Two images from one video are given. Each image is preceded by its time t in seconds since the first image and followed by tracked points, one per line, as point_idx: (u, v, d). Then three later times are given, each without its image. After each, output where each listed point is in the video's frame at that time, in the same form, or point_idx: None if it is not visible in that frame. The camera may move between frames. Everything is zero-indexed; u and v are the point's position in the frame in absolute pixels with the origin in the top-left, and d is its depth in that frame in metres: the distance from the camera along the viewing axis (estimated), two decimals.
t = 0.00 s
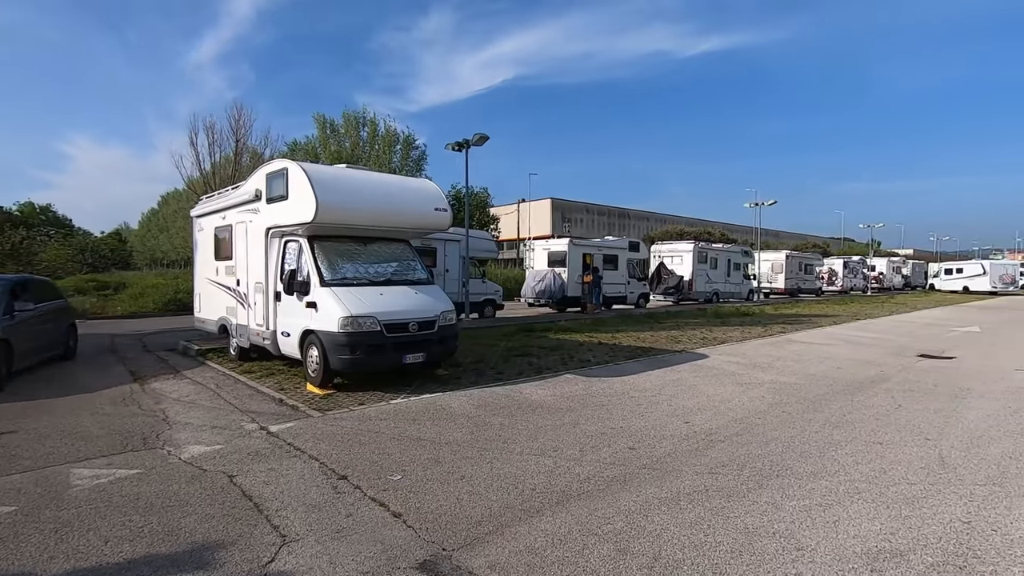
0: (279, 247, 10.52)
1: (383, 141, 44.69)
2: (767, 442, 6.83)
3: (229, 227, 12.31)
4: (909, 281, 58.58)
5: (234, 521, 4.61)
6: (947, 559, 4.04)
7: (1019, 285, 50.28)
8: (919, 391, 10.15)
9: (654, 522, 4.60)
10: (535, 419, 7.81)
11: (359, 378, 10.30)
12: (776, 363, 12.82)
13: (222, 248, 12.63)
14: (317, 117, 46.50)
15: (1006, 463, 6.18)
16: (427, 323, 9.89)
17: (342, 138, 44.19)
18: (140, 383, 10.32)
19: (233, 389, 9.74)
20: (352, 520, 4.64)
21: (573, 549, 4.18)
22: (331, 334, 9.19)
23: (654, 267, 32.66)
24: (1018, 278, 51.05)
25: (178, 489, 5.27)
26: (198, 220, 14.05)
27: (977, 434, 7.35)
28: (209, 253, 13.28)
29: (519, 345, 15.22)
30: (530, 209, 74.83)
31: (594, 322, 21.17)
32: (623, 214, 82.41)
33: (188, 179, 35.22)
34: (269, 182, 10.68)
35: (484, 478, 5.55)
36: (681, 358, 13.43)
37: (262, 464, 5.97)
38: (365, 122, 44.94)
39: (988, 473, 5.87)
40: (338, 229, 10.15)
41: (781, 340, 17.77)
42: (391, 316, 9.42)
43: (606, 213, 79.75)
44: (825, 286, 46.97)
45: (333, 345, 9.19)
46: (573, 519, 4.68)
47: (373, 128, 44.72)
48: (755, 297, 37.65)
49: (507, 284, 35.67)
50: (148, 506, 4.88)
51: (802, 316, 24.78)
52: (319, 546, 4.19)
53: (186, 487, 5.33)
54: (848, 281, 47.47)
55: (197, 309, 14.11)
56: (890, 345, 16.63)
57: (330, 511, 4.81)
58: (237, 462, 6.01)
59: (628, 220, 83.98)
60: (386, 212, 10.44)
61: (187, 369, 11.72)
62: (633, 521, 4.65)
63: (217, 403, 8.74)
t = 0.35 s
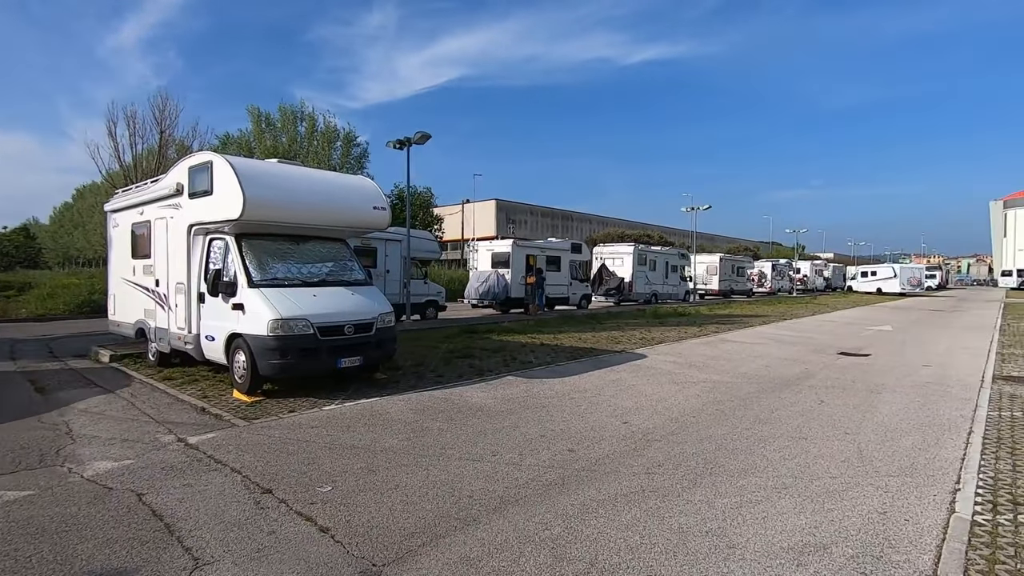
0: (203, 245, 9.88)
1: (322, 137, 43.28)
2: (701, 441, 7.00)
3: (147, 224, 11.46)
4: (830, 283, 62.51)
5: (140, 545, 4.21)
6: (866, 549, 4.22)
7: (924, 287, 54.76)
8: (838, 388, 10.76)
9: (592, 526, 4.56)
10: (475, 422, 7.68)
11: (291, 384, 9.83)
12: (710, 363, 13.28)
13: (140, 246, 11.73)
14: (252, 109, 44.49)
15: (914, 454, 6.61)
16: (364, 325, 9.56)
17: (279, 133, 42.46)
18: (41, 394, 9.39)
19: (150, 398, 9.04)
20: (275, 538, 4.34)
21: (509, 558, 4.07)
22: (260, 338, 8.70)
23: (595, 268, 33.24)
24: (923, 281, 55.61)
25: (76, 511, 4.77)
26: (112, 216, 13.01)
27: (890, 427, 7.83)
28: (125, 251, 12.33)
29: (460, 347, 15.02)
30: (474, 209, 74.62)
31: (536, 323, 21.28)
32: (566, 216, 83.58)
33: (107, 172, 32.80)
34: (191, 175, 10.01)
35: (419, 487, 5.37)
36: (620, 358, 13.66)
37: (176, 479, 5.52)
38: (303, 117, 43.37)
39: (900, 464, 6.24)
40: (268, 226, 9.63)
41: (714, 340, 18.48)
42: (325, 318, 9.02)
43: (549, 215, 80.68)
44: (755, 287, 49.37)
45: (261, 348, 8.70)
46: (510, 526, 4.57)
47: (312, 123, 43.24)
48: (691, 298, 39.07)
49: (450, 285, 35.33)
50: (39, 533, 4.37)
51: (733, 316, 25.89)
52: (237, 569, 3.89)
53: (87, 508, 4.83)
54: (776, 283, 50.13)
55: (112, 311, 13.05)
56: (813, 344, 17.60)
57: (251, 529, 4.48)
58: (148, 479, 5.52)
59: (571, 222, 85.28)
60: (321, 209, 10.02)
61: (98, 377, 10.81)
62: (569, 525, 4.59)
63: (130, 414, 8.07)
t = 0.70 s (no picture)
0: (125, 244, 9.23)
1: (264, 133, 41.72)
2: (645, 439, 7.06)
3: (62, 221, 10.61)
4: (769, 283, 65.40)
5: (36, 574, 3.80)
6: (797, 543, 4.31)
7: (854, 287, 58.18)
8: (772, 384, 11.20)
9: (532, 531, 4.48)
10: (419, 426, 7.49)
11: (223, 390, 9.31)
12: (655, 362, 13.53)
13: (54, 245, 10.85)
14: (188, 102, 42.38)
15: (843, 446, 6.89)
16: (303, 328, 9.15)
17: (218, 127, 40.63)
18: None
19: (63, 409, 8.34)
20: (192, 559, 4.03)
21: (446, 569, 3.92)
22: (187, 343, 8.18)
23: (546, 269, 33.45)
24: (853, 280, 58.92)
25: None
26: (23, 212, 12.00)
27: (822, 421, 8.16)
28: (37, 250, 11.37)
29: (407, 349, 14.71)
30: (425, 210, 73.84)
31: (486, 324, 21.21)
32: (517, 217, 83.94)
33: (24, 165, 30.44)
34: (111, 169, 9.34)
35: (355, 497, 5.14)
36: (569, 358, 13.72)
37: (85, 498, 5.06)
38: (244, 112, 41.68)
39: (830, 457, 6.48)
40: (197, 224, 9.08)
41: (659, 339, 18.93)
42: (261, 321, 8.60)
43: (501, 216, 80.83)
44: (699, 287, 51.03)
45: (188, 354, 8.18)
46: (448, 535, 4.42)
47: (254, 119, 41.62)
48: (639, 298, 39.92)
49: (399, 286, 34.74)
50: None
51: (679, 316, 26.60)
52: None
53: None
54: (719, 283, 52.02)
55: (23, 315, 12.02)
56: (752, 342, 18.27)
57: (166, 550, 4.14)
58: (52, 499, 5.04)
59: (522, 223, 85.71)
60: (255, 207, 9.52)
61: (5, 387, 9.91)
62: (509, 531, 4.49)
63: (37, 427, 7.40)
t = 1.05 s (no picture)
0: (51, 248, 8.62)
1: (217, 132, 40.25)
2: (601, 441, 6.98)
3: None
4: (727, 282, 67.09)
5: None
6: (746, 544, 4.26)
7: (807, 285, 60.26)
8: (729, 381, 11.34)
9: (478, 543, 4.30)
10: (370, 434, 7.21)
11: (161, 401, 8.79)
12: (615, 362, 13.53)
13: None
14: (134, 99, 40.47)
15: (796, 443, 6.95)
16: (247, 335, 8.71)
17: (166, 126, 38.95)
18: None
19: None
20: None
21: None
22: (118, 353, 7.66)
23: (508, 270, 33.34)
24: (806, 278, 61.03)
25: None
26: None
27: (774, 417, 8.27)
28: None
29: (363, 353, 14.30)
30: (386, 211, 72.78)
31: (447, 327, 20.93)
32: (481, 218, 83.70)
33: None
34: (34, 168, 8.71)
35: (292, 513, 4.84)
36: (528, 360, 13.61)
37: None
38: (194, 110, 40.09)
39: (781, 453, 6.53)
40: (129, 226, 8.54)
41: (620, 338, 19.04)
42: (199, 327, 8.11)
43: (464, 217, 80.42)
44: (660, 286, 51.89)
45: (120, 365, 7.66)
46: (389, 551, 4.20)
47: (205, 117, 40.08)
48: (601, 298, 40.28)
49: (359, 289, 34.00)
50: None
51: (639, 315, 26.91)
52: None
53: None
54: (679, 282, 53.02)
55: None
56: (710, 340, 18.58)
57: None
58: None
59: (486, 224, 85.52)
60: (193, 208, 9.02)
61: None
62: (454, 544, 4.30)
63: None
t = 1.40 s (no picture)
0: None
1: (177, 132, 38.99)
2: (563, 447, 6.86)
3: None
4: (697, 281, 68.10)
5: None
6: (703, 552, 4.19)
7: (773, 284, 61.69)
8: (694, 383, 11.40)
9: (429, 560, 4.12)
10: (325, 444, 6.95)
11: (105, 414, 8.33)
12: (582, 365, 13.49)
13: None
14: (88, 97, 38.91)
15: (757, 443, 6.97)
16: (197, 342, 8.31)
17: (123, 126, 37.57)
18: None
19: None
20: None
21: None
22: (53, 365, 7.21)
23: (479, 272, 33.12)
24: (772, 277, 62.39)
25: None
26: None
27: (736, 418, 8.29)
28: None
29: (326, 359, 13.92)
30: (357, 213, 71.73)
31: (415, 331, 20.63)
32: (453, 219, 83.21)
33: None
34: None
35: (234, 533, 4.58)
36: (496, 363, 13.45)
37: None
38: (153, 109, 38.76)
39: (741, 455, 6.51)
40: (67, 229, 8.09)
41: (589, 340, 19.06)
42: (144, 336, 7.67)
43: (436, 219, 79.84)
44: (630, 287, 52.37)
45: (56, 377, 7.21)
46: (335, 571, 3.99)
47: (165, 116, 38.78)
48: (573, 299, 40.43)
49: (327, 293, 33.31)
50: None
51: (609, 316, 27.04)
52: None
53: None
54: (650, 283, 53.58)
55: None
56: (678, 340, 18.74)
57: None
58: None
59: (458, 226, 85.08)
60: (135, 209, 8.56)
61: None
62: (404, 561, 4.11)
63: None
